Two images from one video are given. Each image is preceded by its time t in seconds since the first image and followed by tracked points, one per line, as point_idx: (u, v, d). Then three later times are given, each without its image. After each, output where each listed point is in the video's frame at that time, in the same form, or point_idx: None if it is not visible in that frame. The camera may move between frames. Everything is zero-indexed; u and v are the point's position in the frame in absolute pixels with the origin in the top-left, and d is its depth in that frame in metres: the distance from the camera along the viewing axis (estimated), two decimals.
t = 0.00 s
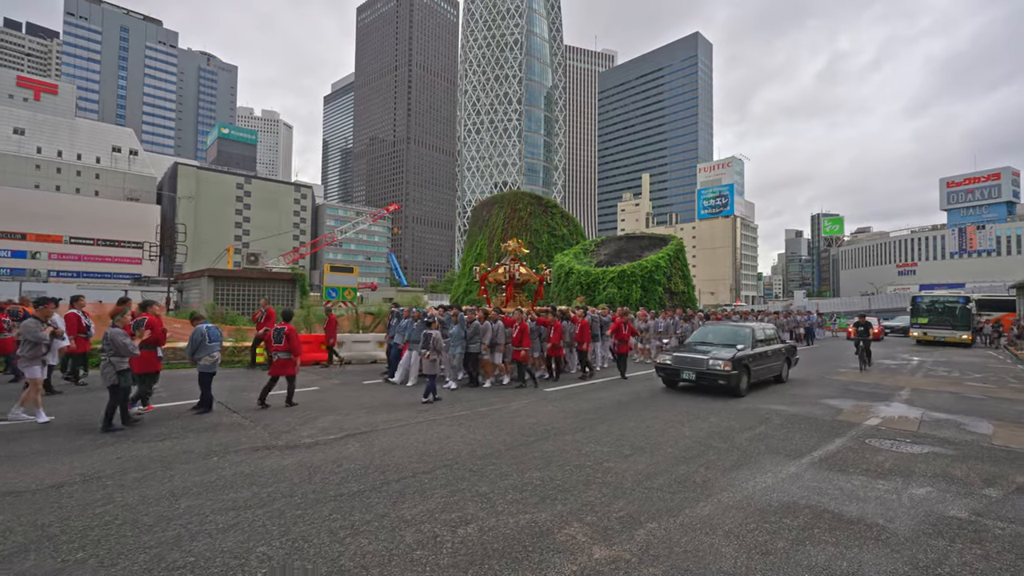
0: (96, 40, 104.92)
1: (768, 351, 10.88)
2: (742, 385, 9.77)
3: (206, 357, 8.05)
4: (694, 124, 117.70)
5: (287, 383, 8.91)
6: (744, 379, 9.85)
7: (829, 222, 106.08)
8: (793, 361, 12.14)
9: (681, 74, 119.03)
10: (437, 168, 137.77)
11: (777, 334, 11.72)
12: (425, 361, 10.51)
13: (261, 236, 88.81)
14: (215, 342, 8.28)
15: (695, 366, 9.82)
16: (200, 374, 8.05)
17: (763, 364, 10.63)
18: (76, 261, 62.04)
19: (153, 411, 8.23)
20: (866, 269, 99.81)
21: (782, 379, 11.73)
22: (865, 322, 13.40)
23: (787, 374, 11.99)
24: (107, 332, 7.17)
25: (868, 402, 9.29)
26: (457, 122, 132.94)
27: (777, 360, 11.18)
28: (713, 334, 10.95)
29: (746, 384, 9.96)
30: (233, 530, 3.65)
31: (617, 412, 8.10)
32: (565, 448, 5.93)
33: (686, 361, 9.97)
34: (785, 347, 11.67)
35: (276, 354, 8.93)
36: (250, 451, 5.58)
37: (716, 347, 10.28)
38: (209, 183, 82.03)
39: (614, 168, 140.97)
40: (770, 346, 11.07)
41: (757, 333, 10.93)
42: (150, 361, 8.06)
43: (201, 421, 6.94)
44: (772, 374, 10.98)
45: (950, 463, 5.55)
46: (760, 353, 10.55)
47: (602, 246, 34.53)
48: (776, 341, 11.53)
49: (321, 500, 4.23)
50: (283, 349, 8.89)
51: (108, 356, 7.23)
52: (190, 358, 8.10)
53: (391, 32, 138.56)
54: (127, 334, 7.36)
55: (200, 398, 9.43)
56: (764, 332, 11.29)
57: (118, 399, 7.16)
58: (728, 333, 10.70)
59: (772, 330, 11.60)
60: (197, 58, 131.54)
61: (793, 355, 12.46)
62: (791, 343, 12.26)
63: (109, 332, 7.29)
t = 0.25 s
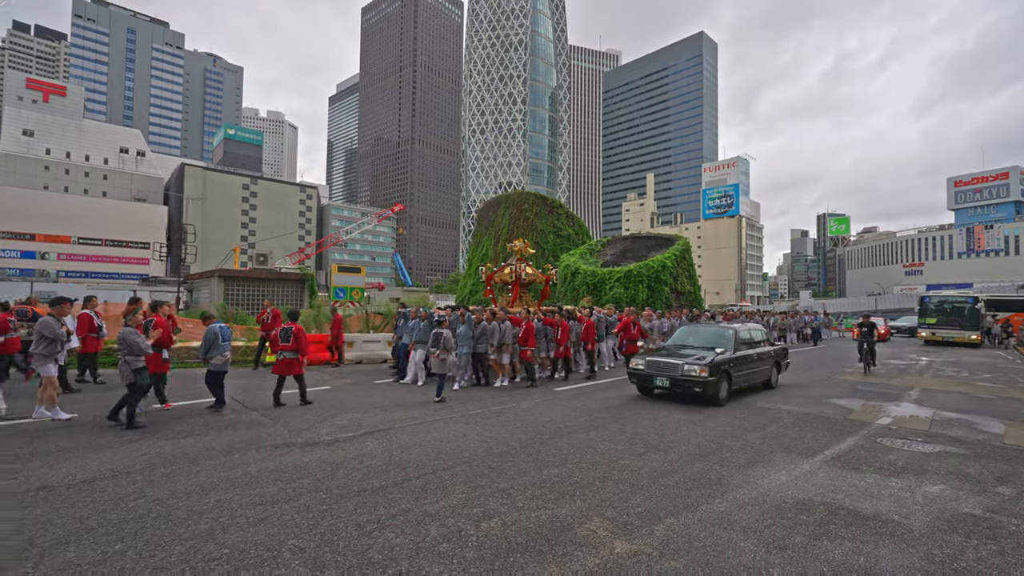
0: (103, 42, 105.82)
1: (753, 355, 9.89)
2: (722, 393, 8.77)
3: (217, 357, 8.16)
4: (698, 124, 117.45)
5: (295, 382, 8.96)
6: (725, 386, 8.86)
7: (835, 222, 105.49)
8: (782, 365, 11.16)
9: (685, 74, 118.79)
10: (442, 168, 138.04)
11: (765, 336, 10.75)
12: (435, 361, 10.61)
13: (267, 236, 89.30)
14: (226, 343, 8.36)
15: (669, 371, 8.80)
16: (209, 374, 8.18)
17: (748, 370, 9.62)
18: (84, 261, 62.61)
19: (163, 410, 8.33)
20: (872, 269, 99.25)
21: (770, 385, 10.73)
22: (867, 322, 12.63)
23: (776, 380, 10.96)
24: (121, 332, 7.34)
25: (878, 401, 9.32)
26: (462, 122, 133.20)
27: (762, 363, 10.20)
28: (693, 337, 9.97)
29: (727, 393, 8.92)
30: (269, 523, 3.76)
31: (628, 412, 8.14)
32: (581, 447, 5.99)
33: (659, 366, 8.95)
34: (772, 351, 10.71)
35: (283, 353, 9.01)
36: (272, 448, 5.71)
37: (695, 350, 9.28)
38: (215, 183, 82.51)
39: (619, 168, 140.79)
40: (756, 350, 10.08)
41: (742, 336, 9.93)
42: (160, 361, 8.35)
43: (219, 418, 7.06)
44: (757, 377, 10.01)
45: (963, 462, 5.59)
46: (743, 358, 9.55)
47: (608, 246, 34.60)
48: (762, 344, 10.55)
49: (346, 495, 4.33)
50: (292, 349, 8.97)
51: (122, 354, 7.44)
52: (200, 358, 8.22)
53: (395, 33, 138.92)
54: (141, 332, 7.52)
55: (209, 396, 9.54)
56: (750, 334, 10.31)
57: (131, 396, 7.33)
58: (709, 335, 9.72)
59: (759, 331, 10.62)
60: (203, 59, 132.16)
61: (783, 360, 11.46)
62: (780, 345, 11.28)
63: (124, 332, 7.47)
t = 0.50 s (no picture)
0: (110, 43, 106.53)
1: (732, 360, 8.95)
2: (694, 403, 7.85)
3: (227, 357, 8.22)
4: (703, 124, 117.21)
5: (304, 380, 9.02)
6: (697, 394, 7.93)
7: (840, 222, 104.97)
8: (767, 371, 10.19)
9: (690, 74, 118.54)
10: (446, 168, 138.31)
11: (749, 338, 9.80)
12: (444, 359, 10.75)
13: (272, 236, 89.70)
14: (236, 342, 8.41)
15: (633, 377, 7.88)
16: (220, 373, 8.24)
17: (726, 377, 8.67)
18: (91, 261, 63.06)
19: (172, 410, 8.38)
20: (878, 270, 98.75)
21: (753, 393, 9.78)
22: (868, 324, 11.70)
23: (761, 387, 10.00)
24: (135, 331, 7.45)
25: (887, 401, 9.35)
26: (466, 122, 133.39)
27: (744, 368, 9.24)
28: (668, 339, 9.04)
29: (700, 403, 7.95)
30: (297, 517, 3.87)
31: (637, 410, 8.21)
32: (594, 444, 6.09)
33: (624, 372, 8.03)
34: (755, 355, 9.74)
35: (292, 351, 9.11)
36: (292, 445, 5.83)
37: (665, 354, 8.36)
38: (220, 184, 82.93)
39: (623, 168, 140.65)
40: (736, 355, 9.13)
41: (721, 338, 8.98)
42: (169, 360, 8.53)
43: (238, 417, 7.21)
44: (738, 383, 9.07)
45: (973, 461, 5.64)
46: (721, 364, 8.60)
47: (613, 247, 34.69)
48: (745, 348, 9.60)
49: (369, 490, 4.44)
50: (302, 348, 9.00)
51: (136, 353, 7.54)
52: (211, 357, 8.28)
53: (399, 33, 139.18)
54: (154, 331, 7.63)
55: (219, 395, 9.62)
56: (731, 335, 9.35)
57: (144, 394, 7.43)
58: (684, 337, 8.79)
59: (742, 333, 9.68)
60: (208, 60, 132.79)
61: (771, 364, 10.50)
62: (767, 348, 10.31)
63: (138, 332, 7.58)
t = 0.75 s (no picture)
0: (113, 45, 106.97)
1: (704, 365, 8.11)
2: (656, 413, 7.01)
3: (236, 357, 8.36)
4: (705, 124, 117.07)
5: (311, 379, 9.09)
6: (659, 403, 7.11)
7: (842, 222, 104.74)
8: (748, 377, 9.31)
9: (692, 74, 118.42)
10: (448, 169, 138.52)
11: (724, 341, 9.00)
12: (454, 359, 10.91)
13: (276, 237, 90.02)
14: (244, 342, 8.55)
15: (588, 386, 7.12)
16: (228, 372, 8.37)
17: (695, 383, 7.83)
18: (95, 261, 63.36)
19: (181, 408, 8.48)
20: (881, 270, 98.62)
21: (731, 401, 8.91)
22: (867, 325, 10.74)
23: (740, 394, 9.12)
24: (151, 330, 7.63)
25: (893, 400, 9.47)
26: (467, 123, 133.52)
27: (718, 374, 8.39)
28: (634, 343, 8.22)
29: (663, 415, 7.12)
30: (328, 508, 4.01)
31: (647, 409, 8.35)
32: (605, 440, 6.22)
33: (579, 379, 7.26)
34: (732, 359, 8.88)
35: (301, 351, 9.14)
36: (313, 441, 5.99)
37: (627, 359, 7.55)
38: (224, 184, 83.19)
39: (625, 168, 140.59)
40: (709, 358, 8.30)
41: (691, 341, 8.15)
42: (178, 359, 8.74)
43: (257, 415, 7.35)
44: (710, 391, 8.23)
45: (980, 457, 5.76)
46: (689, 369, 7.76)
47: (617, 247, 34.87)
48: (720, 351, 8.75)
49: (393, 484, 4.61)
50: (309, 347, 9.14)
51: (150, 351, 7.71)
52: (220, 357, 8.42)
53: (402, 34, 139.39)
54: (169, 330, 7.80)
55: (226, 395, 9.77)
56: (704, 338, 8.52)
57: (158, 392, 7.59)
58: (651, 340, 7.98)
59: (716, 335, 8.85)
60: (211, 61, 133.15)
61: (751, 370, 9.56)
62: (746, 351, 9.47)
63: (154, 331, 7.75)
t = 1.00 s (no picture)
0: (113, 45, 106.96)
1: (663, 371, 7.29)
2: (601, 426, 6.23)
3: (239, 357, 8.42)
4: (703, 125, 117.32)
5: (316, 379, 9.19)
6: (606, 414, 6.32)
7: (841, 222, 104.99)
8: (717, 383, 8.46)
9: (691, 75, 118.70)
10: (447, 169, 138.66)
11: (689, 343, 8.18)
12: (457, 358, 11.02)
13: (275, 237, 90.04)
14: (247, 343, 8.61)
15: (526, 395, 6.34)
16: (232, 372, 8.44)
17: (651, 392, 7.01)
18: (95, 262, 63.42)
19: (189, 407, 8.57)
20: (878, 270, 98.99)
21: (697, 410, 8.07)
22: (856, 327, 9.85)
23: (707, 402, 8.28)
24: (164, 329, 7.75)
25: (893, 398, 9.66)
26: (466, 123, 133.70)
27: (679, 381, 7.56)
28: (587, 347, 7.48)
29: (610, 427, 6.32)
30: (351, 503, 4.15)
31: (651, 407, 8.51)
32: (613, 436, 6.38)
33: (516, 387, 6.49)
34: (698, 365, 8.03)
35: (305, 352, 9.22)
36: (326, 439, 6.11)
37: (573, 365, 6.78)
38: (223, 184, 83.16)
39: (624, 168, 140.78)
40: (670, 363, 7.47)
41: (650, 344, 7.34)
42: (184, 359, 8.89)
43: (270, 413, 7.51)
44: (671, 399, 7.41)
45: (977, 453, 5.94)
46: (644, 376, 6.95)
47: (618, 248, 35.08)
48: (683, 355, 7.92)
49: (411, 480, 4.75)
50: (313, 348, 9.20)
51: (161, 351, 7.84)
52: (223, 357, 8.50)
53: (401, 34, 139.47)
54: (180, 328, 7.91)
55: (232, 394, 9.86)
56: (665, 341, 7.69)
57: (170, 390, 7.71)
58: (604, 342, 7.21)
59: (680, 338, 8.01)
60: (210, 62, 133.09)
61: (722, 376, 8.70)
62: (717, 354, 8.62)
63: (167, 330, 7.87)
